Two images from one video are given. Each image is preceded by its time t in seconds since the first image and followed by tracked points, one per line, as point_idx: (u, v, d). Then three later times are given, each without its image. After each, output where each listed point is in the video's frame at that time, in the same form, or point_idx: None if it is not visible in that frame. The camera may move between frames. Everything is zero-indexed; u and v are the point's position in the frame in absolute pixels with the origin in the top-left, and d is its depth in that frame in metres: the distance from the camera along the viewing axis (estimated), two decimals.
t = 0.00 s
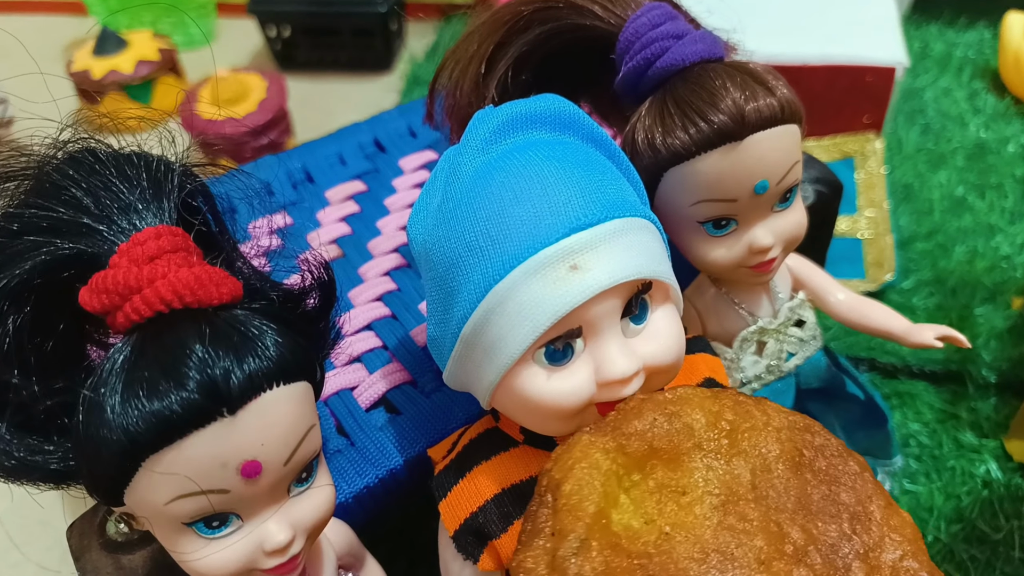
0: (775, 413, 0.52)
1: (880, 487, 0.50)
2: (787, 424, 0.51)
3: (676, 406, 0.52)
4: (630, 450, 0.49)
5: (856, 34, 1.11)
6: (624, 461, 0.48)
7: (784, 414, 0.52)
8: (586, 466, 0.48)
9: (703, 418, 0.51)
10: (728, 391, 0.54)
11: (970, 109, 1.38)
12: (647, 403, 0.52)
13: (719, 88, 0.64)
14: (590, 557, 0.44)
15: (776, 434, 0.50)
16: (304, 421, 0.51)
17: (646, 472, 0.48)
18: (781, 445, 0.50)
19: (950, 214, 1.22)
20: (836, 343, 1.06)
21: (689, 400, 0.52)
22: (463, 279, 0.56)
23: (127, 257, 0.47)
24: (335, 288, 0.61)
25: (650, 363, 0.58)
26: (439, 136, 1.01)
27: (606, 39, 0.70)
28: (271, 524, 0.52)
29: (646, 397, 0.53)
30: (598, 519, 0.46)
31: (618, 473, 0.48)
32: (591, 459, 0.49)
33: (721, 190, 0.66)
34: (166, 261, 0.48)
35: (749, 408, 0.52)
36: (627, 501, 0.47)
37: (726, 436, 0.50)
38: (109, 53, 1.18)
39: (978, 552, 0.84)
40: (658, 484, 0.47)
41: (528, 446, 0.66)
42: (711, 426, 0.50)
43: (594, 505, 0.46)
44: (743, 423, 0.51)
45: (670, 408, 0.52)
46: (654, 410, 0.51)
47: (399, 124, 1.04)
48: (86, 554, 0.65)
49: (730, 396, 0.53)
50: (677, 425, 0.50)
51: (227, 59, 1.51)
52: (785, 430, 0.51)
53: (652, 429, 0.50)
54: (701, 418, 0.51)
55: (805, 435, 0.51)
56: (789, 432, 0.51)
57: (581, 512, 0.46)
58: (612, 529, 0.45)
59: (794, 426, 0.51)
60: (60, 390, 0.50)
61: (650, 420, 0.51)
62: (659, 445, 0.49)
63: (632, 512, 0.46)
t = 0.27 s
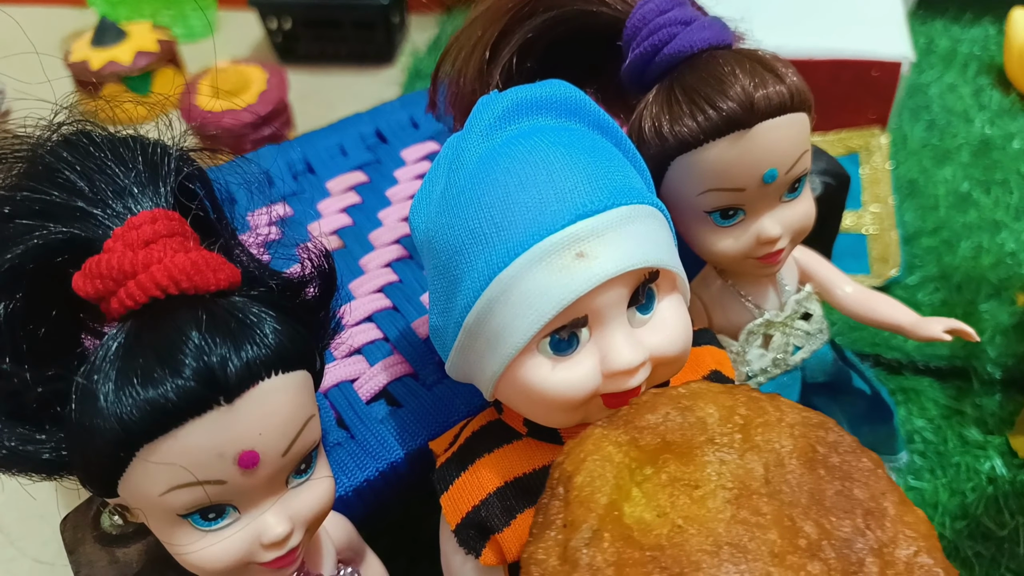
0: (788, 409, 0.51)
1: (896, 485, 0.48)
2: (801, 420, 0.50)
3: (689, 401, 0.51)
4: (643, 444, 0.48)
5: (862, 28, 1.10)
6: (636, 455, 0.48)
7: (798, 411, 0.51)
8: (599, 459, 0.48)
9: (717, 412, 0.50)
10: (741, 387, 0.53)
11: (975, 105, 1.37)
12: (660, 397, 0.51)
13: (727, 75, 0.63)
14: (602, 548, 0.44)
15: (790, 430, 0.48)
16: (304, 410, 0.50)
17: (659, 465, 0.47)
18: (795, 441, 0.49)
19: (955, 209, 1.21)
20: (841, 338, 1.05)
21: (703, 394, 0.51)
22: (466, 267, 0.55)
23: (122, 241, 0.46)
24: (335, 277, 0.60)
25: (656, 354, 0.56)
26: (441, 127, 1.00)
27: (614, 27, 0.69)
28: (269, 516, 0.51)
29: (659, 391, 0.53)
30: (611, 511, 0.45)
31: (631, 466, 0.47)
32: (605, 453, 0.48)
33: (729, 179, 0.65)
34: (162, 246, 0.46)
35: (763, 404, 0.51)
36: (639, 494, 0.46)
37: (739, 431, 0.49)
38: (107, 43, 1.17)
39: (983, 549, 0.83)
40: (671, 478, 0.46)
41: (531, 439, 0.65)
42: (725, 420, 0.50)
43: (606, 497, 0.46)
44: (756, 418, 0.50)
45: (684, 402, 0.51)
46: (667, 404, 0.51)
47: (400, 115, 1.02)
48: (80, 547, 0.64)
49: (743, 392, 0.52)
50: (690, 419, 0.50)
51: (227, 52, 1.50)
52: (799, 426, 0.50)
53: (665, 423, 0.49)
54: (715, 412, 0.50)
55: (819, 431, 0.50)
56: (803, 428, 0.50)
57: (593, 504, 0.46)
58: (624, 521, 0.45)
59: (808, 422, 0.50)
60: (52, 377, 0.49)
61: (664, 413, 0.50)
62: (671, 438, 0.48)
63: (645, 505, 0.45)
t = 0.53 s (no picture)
0: (789, 407, 0.52)
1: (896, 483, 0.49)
2: (801, 418, 0.51)
3: (691, 399, 0.52)
4: (646, 441, 0.49)
5: (861, 28, 1.10)
6: (638, 452, 0.48)
7: (799, 409, 0.52)
8: (601, 456, 0.48)
9: (718, 410, 0.50)
10: (741, 386, 0.54)
11: (975, 104, 1.37)
12: (662, 395, 0.52)
13: (727, 76, 0.63)
14: (606, 542, 0.44)
15: (791, 427, 0.49)
16: (305, 411, 0.51)
17: (661, 462, 0.47)
18: (796, 438, 0.49)
19: (955, 208, 1.21)
20: (841, 337, 1.05)
21: (703, 393, 0.52)
22: (466, 268, 0.55)
23: (125, 243, 0.46)
24: (337, 278, 0.60)
25: (656, 354, 0.57)
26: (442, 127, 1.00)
27: (613, 28, 0.69)
28: (271, 517, 0.51)
29: (661, 390, 0.53)
30: (614, 507, 0.45)
31: (633, 463, 0.47)
32: (607, 449, 0.48)
33: (728, 179, 0.65)
34: (165, 248, 0.47)
35: (762, 402, 0.52)
36: (642, 490, 0.46)
37: (740, 428, 0.49)
38: (107, 44, 1.17)
39: (983, 548, 0.83)
40: (673, 474, 0.46)
41: (532, 439, 0.65)
42: (726, 418, 0.50)
43: (609, 493, 0.46)
44: (757, 416, 0.50)
45: (685, 400, 0.51)
46: (670, 402, 0.51)
47: (401, 116, 1.03)
48: (83, 547, 0.64)
49: (744, 391, 0.53)
50: (692, 417, 0.50)
51: (227, 52, 1.50)
52: (800, 424, 0.50)
53: (668, 420, 0.50)
54: (716, 410, 0.50)
55: (820, 429, 0.50)
56: (804, 425, 0.50)
57: (596, 499, 0.46)
58: (628, 517, 0.45)
59: (809, 421, 0.51)
60: (55, 378, 0.49)
61: (666, 411, 0.51)
62: (673, 436, 0.49)
63: (647, 501, 0.45)
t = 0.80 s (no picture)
0: (780, 401, 0.53)
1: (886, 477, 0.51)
2: (793, 413, 0.53)
3: (682, 393, 0.52)
4: (637, 434, 0.50)
5: (860, 27, 1.10)
6: (630, 445, 0.49)
7: (790, 404, 0.53)
8: (593, 448, 0.49)
9: (710, 404, 0.52)
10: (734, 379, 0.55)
11: (975, 103, 1.37)
12: (654, 389, 0.53)
13: (727, 76, 0.63)
14: (597, 534, 0.45)
15: (782, 423, 0.51)
16: (306, 412, 0.51)
17: (653, 456, 0.49)
18: (787, 434, 0.51)
19: (955, 207, 1.21)
20: (841, 337, 1.05)
21: (695, 386, 0.53)
22: (467, 267, 0.55)
23: (125, 245, 0.46)
24: (337, 278, 0.60)
25: (657, 353, 0.57)
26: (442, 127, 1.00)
27: (613, 27, 0.69)
28: (272, 518, 0.51)
29: (653, 384, 0.54)
30: (605, 499, 0.46)
31: (625, 456, 0.49)
32: (599, 442, 0.49)
33: (728, 179, 0.65)
34: (165, 250, 0.47)
35: (755, 396, 0.53)
36: (633, 483, 0.47)
37: (731, 422, 0.51)
38: (107, 44, 1.17)
39: (984, 547, 0.83)
40: (664, 467, 0.48)
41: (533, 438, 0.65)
42: (717, 412, 0.51)
43: (601, 485, 0.47)
44: (748, 410, 0.52)
45: (677, 394, 0.53)
46: (661, 396, 0.52)
47: (400, 116, 1.03)
48: (83, 548, 0.64)
49: (736, 384, 0.54)
50: (683, 410, 0.51)
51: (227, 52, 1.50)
52: (791, 419, 0.52)
53: (659, 414, 0.51)
54: (708, 404, 0.52)
55: (810, 424, 0.52)
56: (795, 420, 0.52)
57: (588, 491, 0.47)
58: (619, 509, 0.46)
59: (800, 415, 0.53)
60: (56, 380, 0.49)
61: (657, 404, 0.52)
62: (664, 429, 0.50)
63: (638, 494, 0.47)
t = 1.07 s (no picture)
0: (773, 404, 0.53)
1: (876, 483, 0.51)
2: (785, 415, 0.52)
3: (676, 390, 0.53)
4: (630, 429, 0.50)
5: (862, 24, 1.10)
6: (622, 440, 0.49)
7: (782, 406, 0.53)
8: (584, 441, 0.49)
9: (703, 402, 0.52)
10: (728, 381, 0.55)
11: (976, 101, 1.37)
12: (649, 387, 0.53)
13: (728, 73, 0.63)
14: (585, 525, 0.45)
15: (774, 424, 0.51)
16: (306, 410, 0.50)
17: (644, 451, 0.49)
18: (779, 435, 0.51)
19: (956, 206, 1.21)
20: (841, 336, 1.05)
21: (688, 384, 0.53)
22: (465, 264, 0.55)
23: (126, 241, 0.46)
24: (337, 276, 0.60)
25: (655, 352, 0.57)
26: (442, 125, 1.00)
27: (615, 24, 0.70)
28: (272, 516, 0.51)
29: (648, 381, 0.54)
30: (595, 491, 0.47)
31: (616, 451, 0.49)
32: (591, 435, 0.49)
33: (729, 177, 0.65)
34: (166, 246, 0.46)
35: (748, 398, 0.53)
36: (624, 477, 0.48)
37: (724, 422, 0.51)
38: (107, 41, 1.17)
39: (984, 546, 0.83)
40: (655, 463, 0.48)
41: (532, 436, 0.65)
42: (710, 411, 0.51)
43: (591, 477, 0.47)
44: (741, 410, 0.52)
45: (671, 391, 0.53)
46: (656, 392, 0.52)
47: (401, 113, 1.03)
48: (83, 545, 0.64)
49: (730, 385, 0.54)
50: (676, 408, 0.51)
51: (227, 49, 1.50)
52: (782, 421, 0.52)
53: (652, 410, 0.51)
54: (701, 402, 0.52)
55: (802, 426, 0.52)
56: (787, 422, 0.52)
57: (577, 483, 0.47)
58: (608, 502, 0.46)
59: (791, 418, 0.52)
60: (56, 377, 0.49)
61: (651, 401, 0.52)
62: (657, 426, 0.50)
63: (628, 488, 0.47)
